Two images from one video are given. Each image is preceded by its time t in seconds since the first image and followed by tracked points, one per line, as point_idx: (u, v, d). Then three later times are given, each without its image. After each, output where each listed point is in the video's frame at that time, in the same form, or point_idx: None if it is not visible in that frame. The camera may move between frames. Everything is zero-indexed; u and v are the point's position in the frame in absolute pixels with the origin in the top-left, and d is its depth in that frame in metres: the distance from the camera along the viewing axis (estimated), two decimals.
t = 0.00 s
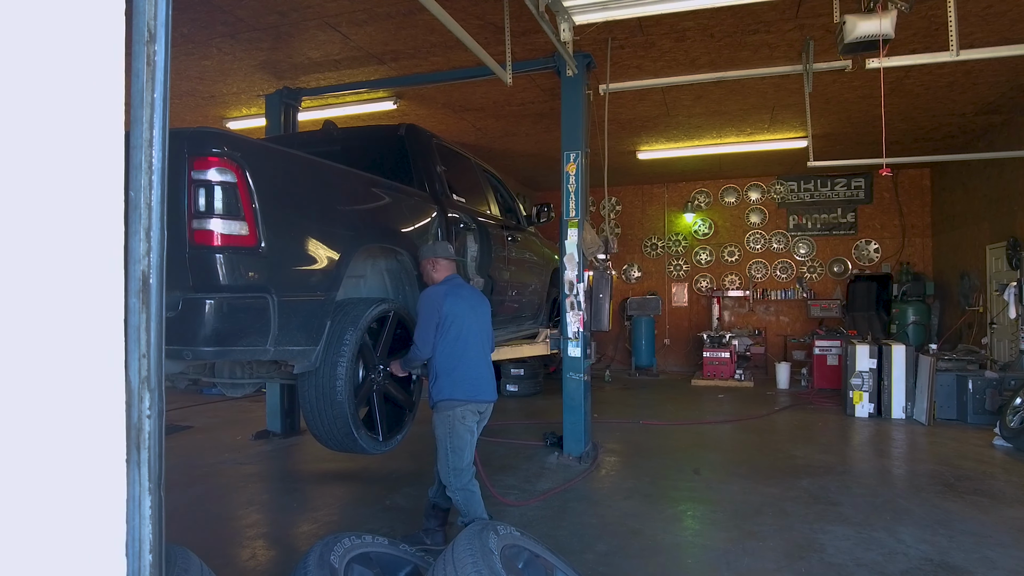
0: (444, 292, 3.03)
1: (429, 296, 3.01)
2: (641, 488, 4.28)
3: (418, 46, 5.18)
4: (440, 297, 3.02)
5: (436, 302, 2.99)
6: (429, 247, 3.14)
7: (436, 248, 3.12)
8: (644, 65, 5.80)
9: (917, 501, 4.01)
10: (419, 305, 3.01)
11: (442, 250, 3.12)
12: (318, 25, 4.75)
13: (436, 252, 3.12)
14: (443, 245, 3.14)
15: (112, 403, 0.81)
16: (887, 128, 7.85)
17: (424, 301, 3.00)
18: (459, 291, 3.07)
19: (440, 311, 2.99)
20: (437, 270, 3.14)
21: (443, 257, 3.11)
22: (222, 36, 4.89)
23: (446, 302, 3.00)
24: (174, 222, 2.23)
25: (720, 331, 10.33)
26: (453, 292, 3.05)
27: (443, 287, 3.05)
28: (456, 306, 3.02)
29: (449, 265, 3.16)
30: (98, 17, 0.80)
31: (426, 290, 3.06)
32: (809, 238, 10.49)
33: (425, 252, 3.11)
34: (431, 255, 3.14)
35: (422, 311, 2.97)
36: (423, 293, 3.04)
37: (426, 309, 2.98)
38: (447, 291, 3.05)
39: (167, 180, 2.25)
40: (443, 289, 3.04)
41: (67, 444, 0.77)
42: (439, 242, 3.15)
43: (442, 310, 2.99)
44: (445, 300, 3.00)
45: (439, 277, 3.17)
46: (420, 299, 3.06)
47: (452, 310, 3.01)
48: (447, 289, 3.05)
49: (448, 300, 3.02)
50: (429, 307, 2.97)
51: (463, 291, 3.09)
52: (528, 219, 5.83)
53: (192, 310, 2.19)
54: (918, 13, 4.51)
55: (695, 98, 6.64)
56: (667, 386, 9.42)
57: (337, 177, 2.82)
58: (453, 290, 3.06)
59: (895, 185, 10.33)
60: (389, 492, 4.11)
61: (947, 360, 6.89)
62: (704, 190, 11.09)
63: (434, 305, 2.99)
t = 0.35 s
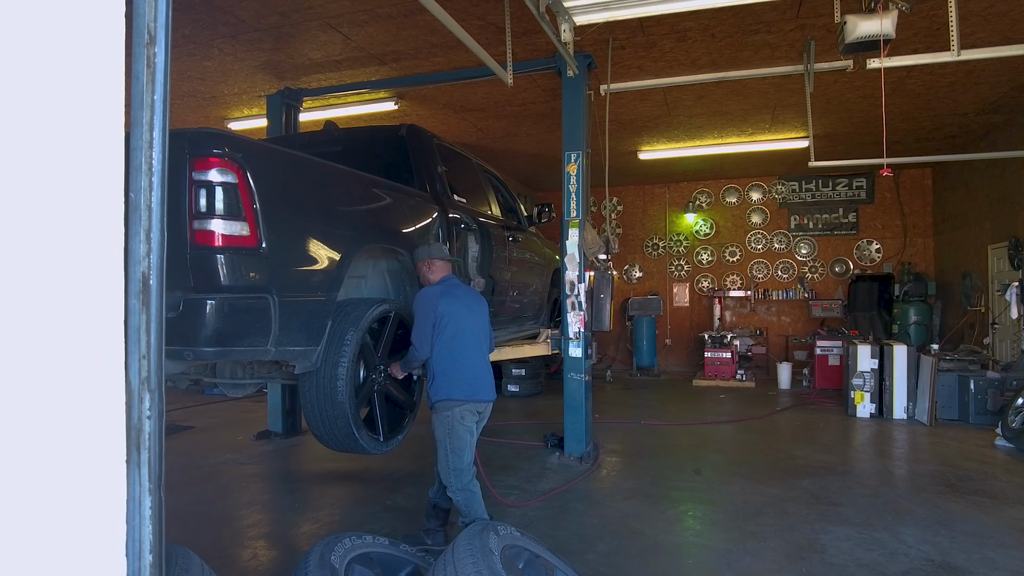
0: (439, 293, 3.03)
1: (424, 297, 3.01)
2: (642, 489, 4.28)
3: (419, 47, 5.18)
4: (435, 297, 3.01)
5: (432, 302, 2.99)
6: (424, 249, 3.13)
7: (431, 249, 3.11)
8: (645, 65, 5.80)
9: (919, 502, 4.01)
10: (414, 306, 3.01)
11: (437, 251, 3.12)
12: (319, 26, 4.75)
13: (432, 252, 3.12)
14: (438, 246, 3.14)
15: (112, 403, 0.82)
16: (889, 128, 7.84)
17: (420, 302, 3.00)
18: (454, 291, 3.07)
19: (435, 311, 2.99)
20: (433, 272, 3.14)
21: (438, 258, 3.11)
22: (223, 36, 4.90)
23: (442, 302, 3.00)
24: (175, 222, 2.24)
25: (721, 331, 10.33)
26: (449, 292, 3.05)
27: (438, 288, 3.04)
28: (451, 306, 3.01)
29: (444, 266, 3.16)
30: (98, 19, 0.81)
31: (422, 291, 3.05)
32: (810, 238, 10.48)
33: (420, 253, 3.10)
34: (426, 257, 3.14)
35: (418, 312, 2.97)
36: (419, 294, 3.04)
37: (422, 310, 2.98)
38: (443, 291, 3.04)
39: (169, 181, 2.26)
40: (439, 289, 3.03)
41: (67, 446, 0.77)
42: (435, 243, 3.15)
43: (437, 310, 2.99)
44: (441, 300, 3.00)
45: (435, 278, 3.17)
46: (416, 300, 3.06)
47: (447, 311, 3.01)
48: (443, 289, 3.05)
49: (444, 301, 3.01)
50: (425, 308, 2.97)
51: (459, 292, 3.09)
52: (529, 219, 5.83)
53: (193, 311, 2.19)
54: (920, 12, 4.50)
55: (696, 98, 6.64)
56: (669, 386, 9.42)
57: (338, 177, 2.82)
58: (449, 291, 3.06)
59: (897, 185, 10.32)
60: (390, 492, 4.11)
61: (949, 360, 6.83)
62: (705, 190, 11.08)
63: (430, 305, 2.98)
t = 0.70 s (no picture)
0: (438, 293, 3.03)
1: (423, 297, 3.02)
2: (644, 489, 4.28)
3: (420, 47, 5.19)
4: (434, 297, 3.02)
5: (431, 303, 2.99)
6: (423, 249, 3.13)
7: (429, 250, 3.11)
8: (646, 65, 5.79)
9: (921, 502, 4.00)
10: (414, 306, 3.02)
11: (435, 252, 3.11)
12: (320, 27, 4.76)
13: (430, 253, 3.11)
14: (436, 247, 3.13)
15: (115, 403, 0.83)
16: (891, 127, 7.82)
17: (419, 303, 3.00)
18: (453, 291, 3.07)
19: (435, 312, 2.99)
20: (432, 272, 3.15)
21: (437, 259, 3.11)
22: (225, 37, 4.91)
23: (441, 303, 3.00)
24: (178, 222, 2.25)
25: (723, 331, 10.33)
26: (447, 292, 3.05)
27: (437, 288, 3.04)
28: (451, 306, 3.02)
29: (443, 266, 3.16)
30: (102, 22, 0.82)
31: (420, 291, 3.06)
32: (812, 238, 10.47)
33: (418, 254, 3.10)
34: (424, 257, 3.14)
35: (417, 312, 2.98)
36: (418, 294, 3.04)
37: (421, 310, 2.99)
38: (442, 291, 3.05)
39: (171, 181, 2.27)
40: (438, 289, 3.04)
41: (71, 446, 0.78)
42: (433, 244, 3.15)
43: (437, 311, 2.99)
44: (439, 301, 3.00)
45: (434, 279, 3.17)
46: (415, 300, 3.06)
47: (446, 311, 3.01)
48: (441, 290, 3.05)
49: (443, 301, 3.01)
50: (424, 308, 2.97)
51: (457, 292, 3.09)
52: (530, 219, 5.84)
53: (196, 310, 2.20)
54: (921, 12, 4.50)
55: (698, 98, 6.64)
56: (670, 386, 9.42)
57: (339, 177, 2.83)
58: (447, 291, 3.06)
59: (899, 184, 10.31)
60: (392, 492, 4.12)
61: (951, 360, 6.85)
62: (707, 190, 11.07)
63: (429, 306, 2.99)
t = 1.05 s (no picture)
0: (437, 293, 3.04)
1: (422, 298, 3.03)
2: (645, 488, 4.29)
3: (422, 48, 5.21)
4: (433, 298, 3.03)
5: (430, 304, 3.00)
6: (421, 250, 3.14)
7: (427, 251, 3.12)
8: (647, 65, 5.80)
9: (921, 502, 4.00)
10: (413, 307, 3.03)
11: (434, 252, 3.12)
12: (322, 27, 4.78)
13: (429, 254, 3.12)
14: (434, 247, 3.14)
15: (118, 400, 0.84)
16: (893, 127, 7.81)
17: (418, 303, 3.02)
18: (452, 291, 3.08)
19: (434, 312, 3.00)
20: (431, 272, 3.16)
21: (435, 259, 3.12)
22: (227, 38, 4.92)
23: (439, 303, 3.01)
24: (180, 222, 2.26)
25: (724, 331, 10.32)
26: (446, 292, 3.06)
27: (436, 288, 3.05)
28: (450, 306, 3.02)
29: (442, 267, 3.17)
30: (104, 25, 0.83)
31: (420, 292, 3.07)
32: (813, 238, 10.48)
33: (418, 254, 3.11)
34: (422, 258, 3.14)
35: (416, 312, 2.99)
36: (417, 295, 3.05)
37: (420, 310, 3.00)
38: (441, 291, 3.05)
39: (173, 182, 2.28)
40: (437, 289, 3.05)
41: (73, 443, 0.79)
42: (432, 244, 3.15)
43: (435, 311, 3.00)
44: (438, 301, 3.01)
45: (432, 279, 3.18)
46: (415, 301, 3.07)
47: (445, 311, 3.02)
48: (440, 290, 3.06)
49: (442, 301, 3.02)
50: (423, 308, 2.99)
51: (456, 291, 3.10)
52: (531, 219, 5.85)
53: (198, 310, 2.22)
54: (921, 13, 4.51)
55: (699, 98, 6.65)
56: (672, 386, 9.42)
57: (341, 177, 2.84)
58: (446, 291, 3.06)
59: (901, 184, 10.30)
60: (394, 491, 4.14)
61: (953, 360, 6.87)
62: (708, 190, 11.08)
63: (428, 306, 3.00)
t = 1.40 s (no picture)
0: (436, 293, 3.04)
1: (421, 298, 3.03)
2: (646, 488, 4.30)
3: (424, 48, 5.22)
4: (432, 297, 3.04)
5: (429, 304, 3.01)
6: (420, 251, 3.14)
7: (426, 251, 3.12)
8: (650, 65, 5.80)
9: (924, 502, 4.00)
10: (413, 307, 3.04)
11: (433, 252, 3.13)
12: (325, 28, 4.79)
13: (428, 254, 3.12)
14: (433, 247, 3.14)
15: (125, 398, 0.85)
16: (895, 127, 7.80)
17: (418, 303, 3.02)
18: (450, 291, 3.09)
19: (433, 312, 3.01)
20: (430, 273, 3.16)
21: (434, 260, 3.12)
22: (231, 38, 4.94)
23: (438, 303, 3.02)
24: (183, 223, 2.27)
25: (727, 331, 10.32)
26: (445, 292, 3.06)
27: (434, 288, 3.06)
28: (449, 306, 3.04)
29: (441, 267, 3.17)
30: (113, 27, 0.84)
31: (418, 292, 3.07)
32: (816, 237, 10.47)
33: (416, 255, 3.11)
34: (422, 258, 3.15)
35: (416, 313, 3.00)
36: (416, 295, 3.06)
37: (420, 311, 3.00)
38: (439, 291, 3.06)
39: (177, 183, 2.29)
40: (436, 289, 3.05)
41: (82, 442, 0.80)
42: (431, 245, 3.15)
43: (434, 311, 3.01)
44: (437, 300, 3.02)
45: (431, 280, 3.19)
46: (414, 301, 3.07)
47: (445, 310, 3.03)
48: (439, 290, 3.06)
49: (441, 301, 3.03)
50: (423, 308, 2.99)
51: (455, 291, 3.11)
52: (533, 219, 5.86)
53: (202, 310, 2.24)
54: (923, 13, 4.51)
55: (701, 98, 6.65)
56: (674, 386, 9.42)
57: (344, 178, 2.86)
58: (445, 291, 3.07)
59: (903, 184, 10.29)
60: (396, 490, 4.15)
61: (955, 361, 6.87)
62: (711, 190, 11.08)
63: (427, 306, 3.00)
